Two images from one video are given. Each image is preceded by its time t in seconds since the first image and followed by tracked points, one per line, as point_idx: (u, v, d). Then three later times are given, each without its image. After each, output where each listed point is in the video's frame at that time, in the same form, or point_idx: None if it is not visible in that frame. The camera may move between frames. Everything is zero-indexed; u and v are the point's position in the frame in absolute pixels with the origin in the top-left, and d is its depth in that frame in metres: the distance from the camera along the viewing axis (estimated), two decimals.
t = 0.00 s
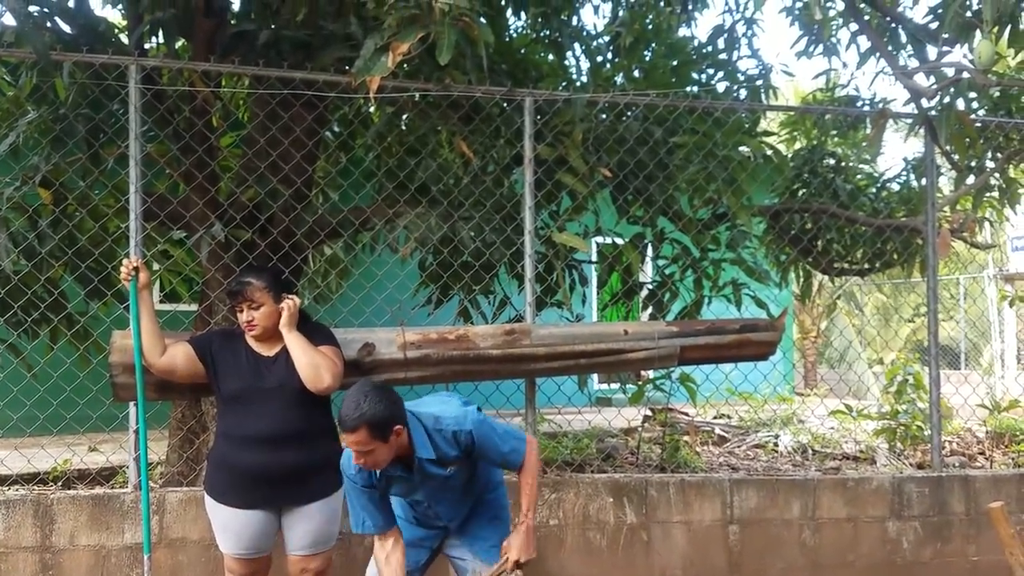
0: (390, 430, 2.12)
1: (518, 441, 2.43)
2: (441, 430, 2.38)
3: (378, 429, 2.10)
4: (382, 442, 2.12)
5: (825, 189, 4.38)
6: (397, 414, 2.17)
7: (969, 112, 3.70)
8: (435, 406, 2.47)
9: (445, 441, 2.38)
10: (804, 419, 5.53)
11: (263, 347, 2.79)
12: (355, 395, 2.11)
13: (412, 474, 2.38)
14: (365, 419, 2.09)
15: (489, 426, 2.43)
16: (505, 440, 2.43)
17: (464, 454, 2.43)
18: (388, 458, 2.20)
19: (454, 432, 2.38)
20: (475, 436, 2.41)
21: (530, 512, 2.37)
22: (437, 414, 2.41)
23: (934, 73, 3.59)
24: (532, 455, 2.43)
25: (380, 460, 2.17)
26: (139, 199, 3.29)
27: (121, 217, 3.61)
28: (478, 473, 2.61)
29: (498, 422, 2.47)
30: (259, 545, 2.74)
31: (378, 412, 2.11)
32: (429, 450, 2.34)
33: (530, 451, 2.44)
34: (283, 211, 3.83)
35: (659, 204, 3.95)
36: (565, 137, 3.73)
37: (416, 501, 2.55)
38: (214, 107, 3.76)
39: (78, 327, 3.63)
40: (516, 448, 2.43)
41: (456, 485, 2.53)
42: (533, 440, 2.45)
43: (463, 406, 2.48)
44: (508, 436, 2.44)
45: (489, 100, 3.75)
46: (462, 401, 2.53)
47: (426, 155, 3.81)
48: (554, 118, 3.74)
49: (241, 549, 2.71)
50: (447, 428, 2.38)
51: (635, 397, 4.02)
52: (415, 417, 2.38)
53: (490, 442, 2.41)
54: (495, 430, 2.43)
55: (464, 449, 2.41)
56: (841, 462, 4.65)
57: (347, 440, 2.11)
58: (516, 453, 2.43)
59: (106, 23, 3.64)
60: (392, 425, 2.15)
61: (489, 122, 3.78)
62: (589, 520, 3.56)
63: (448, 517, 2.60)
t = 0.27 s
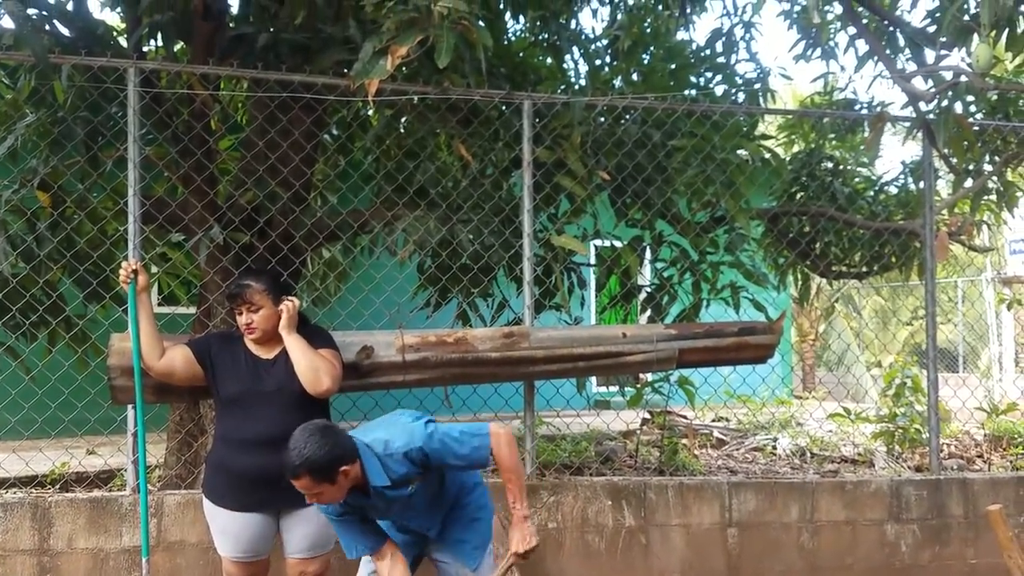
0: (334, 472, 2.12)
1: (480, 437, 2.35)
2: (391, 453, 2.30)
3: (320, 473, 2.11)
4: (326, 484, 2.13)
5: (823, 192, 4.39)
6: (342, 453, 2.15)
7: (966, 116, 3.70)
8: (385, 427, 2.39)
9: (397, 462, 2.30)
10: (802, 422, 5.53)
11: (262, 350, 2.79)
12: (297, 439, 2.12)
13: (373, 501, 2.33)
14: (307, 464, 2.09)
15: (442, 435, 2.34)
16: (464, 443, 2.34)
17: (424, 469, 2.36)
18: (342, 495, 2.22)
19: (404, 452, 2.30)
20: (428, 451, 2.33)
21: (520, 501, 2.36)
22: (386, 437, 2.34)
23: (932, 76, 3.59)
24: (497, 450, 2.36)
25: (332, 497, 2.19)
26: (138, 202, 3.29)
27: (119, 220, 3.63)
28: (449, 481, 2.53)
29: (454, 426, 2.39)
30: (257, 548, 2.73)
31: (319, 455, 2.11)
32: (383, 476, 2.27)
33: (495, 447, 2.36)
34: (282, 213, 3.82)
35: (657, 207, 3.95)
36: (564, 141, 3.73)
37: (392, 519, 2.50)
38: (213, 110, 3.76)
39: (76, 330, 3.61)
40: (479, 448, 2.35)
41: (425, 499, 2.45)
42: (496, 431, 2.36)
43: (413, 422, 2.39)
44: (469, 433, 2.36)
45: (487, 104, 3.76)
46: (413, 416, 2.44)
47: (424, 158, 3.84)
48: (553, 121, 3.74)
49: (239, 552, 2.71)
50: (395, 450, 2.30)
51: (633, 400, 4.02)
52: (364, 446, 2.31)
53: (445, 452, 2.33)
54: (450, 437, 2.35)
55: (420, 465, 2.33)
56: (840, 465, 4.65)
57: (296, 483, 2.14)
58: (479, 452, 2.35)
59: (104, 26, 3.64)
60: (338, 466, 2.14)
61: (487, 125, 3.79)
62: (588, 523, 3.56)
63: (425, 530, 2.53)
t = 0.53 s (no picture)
0: (283, 506, 2.05)
1: (425, 496, 2.22)
2: (340, 485, 2.22)
3: (268, 508, 2.04)
4: (276, 517, 2.07)
5: (820, 198, 4.40)
6: (291, 485, 2.08)
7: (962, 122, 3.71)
8: (339, 454, 2.30)
9: (344, 495, 2.22)
10: (800, 428, 5.54)
11: (260, 356, 2.79)
12: (244, 475, 2.04)
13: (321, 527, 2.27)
14: (254, 500, 2.03)
15: (390, 476, 2.22)
16: (409, 491, 2.21)
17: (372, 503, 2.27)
18: (297, 523, 2.16)
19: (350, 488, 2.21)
20: (375, 487, 2.22)
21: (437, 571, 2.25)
22: (337, 464, 2.26)
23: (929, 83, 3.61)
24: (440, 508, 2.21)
25: (286, 528, 2.13)
26: (137, 208, 3.30)
27: (117, 226, 3.63)
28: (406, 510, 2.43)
29: (408, 470, 2.24)
30: (253, 555, 2.73)
31: (267, 490, 2.03)
32: (330, 507, 2.19)
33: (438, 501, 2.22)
34: (280, 219, 3.83)
35: (655, 213, 3.95)
36: (561, 147, 3.74)
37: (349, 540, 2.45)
38: (211, 116, 3.75)
39: (73, 336, 3.65)
40: (423, 500, 2.22)
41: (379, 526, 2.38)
42: (445, 494, 2.21)
43: (366, 453, 2.29)
44: (417, 486, 2.22)
45: (485, 111, 3.77)
46: (369, 444, 2.34)
47: (423, 164, 3.83)
48: (550, 127, 3.75)
49: (235, 559, 2.71)
50: (343, 483, 2.22)
51: (631, 407, 4.01)
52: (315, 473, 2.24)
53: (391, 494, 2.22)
54: (397, 480, 2.22)
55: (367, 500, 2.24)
56: (837, 471, 4.66)
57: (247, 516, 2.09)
58: (422, 502, 2.22)
59: (103, 33, 3.65)
60: (287, 499, 2.07)
61: (485, 131, 3.80)
62: (586, 529, 3.56)
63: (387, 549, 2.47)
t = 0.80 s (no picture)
0: (282, 515, 2.03)
1: (412, 538, 2.19)
2: (337, 503, 2.19)
3: (267, 517, 2.02)
4: (276, 526, 2.05)
5: (817, 207, 4.41)
6: (292, 495, 2.06)
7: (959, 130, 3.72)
8: (339, 470, 2.26)
9: (341, 513, 2.17)
10: (798, 436, 5.53)
11: (256, 363, 2.79)
12: (245, 482, 2.03)
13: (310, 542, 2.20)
14: (254, 507, 2.01)
15: (385, 506, 2.19)
16: (399, 529, 2.18)
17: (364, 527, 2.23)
18: (294, 535, 2.12)
19: (348, 508, 2.18)
20: (369, 514, 2.19)
21: None
22: (338, 480, 2.23)
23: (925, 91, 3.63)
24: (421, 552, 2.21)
25: (283, 539, 2.10)
26: (135, 216, 3.30)
27: (116, 234, 3.61)
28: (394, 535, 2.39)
29: (404, 507, 2.22)
30: (250, 563, 2.72)
31: (268, 498, 2.02)
32: (326, 523, 2.14)
33: (421, 547, 2.21)
34: (278, 226, 3.81)
35: (653, 220, 3.96)
36: (559, 155, 3.75)
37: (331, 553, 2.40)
38: (209, 124, 3.80)
39: (72, 344, 3.60)
40: (409, 541, 2.19)
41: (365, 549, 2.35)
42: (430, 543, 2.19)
43: (367, 475, 2.25)
44: (405, 528, 2.19)
45: (484, 118, 3.79)
46: (371, 464, 2.30)
47: (421, 172, 3.82)
48: (548, 135, 3.76)
49: (233, 567, 2.71)
50: (341, 502, 2.19)
51: (630, 414, 4.02)
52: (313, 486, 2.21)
53: (382, 526, 2.19)
54: (390, 513, 2.19)
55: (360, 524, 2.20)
56: (836, 478, 4.66)
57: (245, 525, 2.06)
58: (408, 542, 2.19)
59: (102, 41, 3.66)
60: (288, 508, 2.05)
61: (484, 139, 3.81)
62: (584, 537, 3.55)
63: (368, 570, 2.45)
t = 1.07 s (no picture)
0: (304, 506, 2.03)
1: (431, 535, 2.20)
2: (353, 500, 2.18)
3: (289, 508, 2.02)
4: (297, 518, 2.04)
5: (816, 213, 4.42)
6: (312, 486, 2.07)
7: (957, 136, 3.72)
8: (354, 469, 2.26)
9: (357, 510, 2.17)
10: (797, 442, 5.53)
11: (255, 369, 2.79)
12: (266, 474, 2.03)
13: (324, 541, 2.20)
14: (277, 499, 2.01)
15: (403, 503, 2.19)
16: (417, 526, 2.19)
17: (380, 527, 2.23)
18: (310, 531, 2.11)
19: (365, 506, 2.17)
20: (386, 512, 2.18)
21: None
22: (353, 478, 2.22)
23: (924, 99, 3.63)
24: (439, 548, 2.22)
25: (302, 534, 2.09)
26: (134, 221, 3.31)
27: (115, 239, 3.61)
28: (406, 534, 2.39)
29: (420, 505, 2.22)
30: (249, 569, 2.72)
31: (290, 488, 2.02)
32: (341, 519, 2.14)
33: (438, 544, 2.22)
34: (277, 232, 3.84)
35: (652, 226, 3.97)
36: (558, 161, 3.75)
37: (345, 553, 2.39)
38: (209, 130, 3.79)
39: (71, 350, 3.61)
40: (427, 537, 2.19)
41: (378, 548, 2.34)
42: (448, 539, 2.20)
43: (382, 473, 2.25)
44: (423, 524, 2.20)
45: (483, 125, 3.79)
46: (386, 463, 2.30)
47: (420, 178, 3.84)
48: (548, 141, 3.77)
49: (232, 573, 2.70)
50: (357, 499, 2.18)
51: (628, 420, 4.02)
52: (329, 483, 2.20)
53: (399, 523, 2.19)
54: (408, 510, 2.20)
55: (376, 522, 2.20)
56: (835, 484, 4.66)
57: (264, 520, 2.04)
58: (426, 537, 2.20)
59: (101, 48, 3.67)
60: (309, 499, 2.06)
61: (483, 146, 3.82)
62: (583, 544, 3.55)
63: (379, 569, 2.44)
